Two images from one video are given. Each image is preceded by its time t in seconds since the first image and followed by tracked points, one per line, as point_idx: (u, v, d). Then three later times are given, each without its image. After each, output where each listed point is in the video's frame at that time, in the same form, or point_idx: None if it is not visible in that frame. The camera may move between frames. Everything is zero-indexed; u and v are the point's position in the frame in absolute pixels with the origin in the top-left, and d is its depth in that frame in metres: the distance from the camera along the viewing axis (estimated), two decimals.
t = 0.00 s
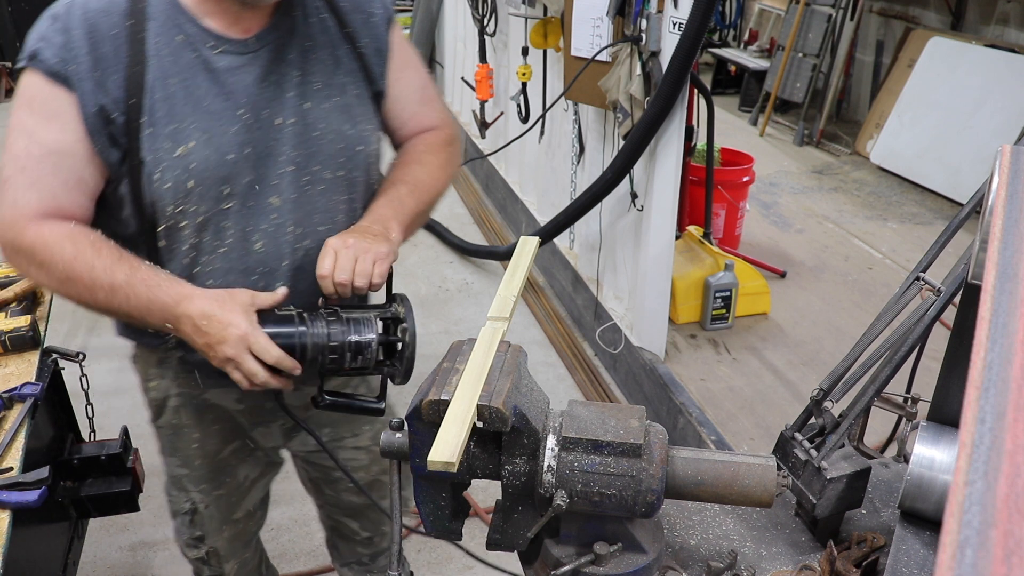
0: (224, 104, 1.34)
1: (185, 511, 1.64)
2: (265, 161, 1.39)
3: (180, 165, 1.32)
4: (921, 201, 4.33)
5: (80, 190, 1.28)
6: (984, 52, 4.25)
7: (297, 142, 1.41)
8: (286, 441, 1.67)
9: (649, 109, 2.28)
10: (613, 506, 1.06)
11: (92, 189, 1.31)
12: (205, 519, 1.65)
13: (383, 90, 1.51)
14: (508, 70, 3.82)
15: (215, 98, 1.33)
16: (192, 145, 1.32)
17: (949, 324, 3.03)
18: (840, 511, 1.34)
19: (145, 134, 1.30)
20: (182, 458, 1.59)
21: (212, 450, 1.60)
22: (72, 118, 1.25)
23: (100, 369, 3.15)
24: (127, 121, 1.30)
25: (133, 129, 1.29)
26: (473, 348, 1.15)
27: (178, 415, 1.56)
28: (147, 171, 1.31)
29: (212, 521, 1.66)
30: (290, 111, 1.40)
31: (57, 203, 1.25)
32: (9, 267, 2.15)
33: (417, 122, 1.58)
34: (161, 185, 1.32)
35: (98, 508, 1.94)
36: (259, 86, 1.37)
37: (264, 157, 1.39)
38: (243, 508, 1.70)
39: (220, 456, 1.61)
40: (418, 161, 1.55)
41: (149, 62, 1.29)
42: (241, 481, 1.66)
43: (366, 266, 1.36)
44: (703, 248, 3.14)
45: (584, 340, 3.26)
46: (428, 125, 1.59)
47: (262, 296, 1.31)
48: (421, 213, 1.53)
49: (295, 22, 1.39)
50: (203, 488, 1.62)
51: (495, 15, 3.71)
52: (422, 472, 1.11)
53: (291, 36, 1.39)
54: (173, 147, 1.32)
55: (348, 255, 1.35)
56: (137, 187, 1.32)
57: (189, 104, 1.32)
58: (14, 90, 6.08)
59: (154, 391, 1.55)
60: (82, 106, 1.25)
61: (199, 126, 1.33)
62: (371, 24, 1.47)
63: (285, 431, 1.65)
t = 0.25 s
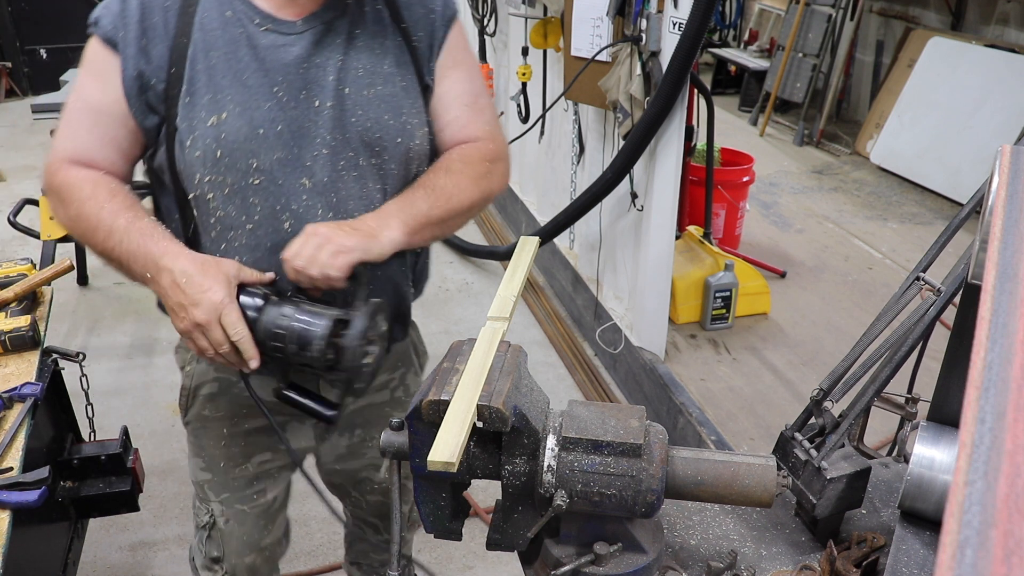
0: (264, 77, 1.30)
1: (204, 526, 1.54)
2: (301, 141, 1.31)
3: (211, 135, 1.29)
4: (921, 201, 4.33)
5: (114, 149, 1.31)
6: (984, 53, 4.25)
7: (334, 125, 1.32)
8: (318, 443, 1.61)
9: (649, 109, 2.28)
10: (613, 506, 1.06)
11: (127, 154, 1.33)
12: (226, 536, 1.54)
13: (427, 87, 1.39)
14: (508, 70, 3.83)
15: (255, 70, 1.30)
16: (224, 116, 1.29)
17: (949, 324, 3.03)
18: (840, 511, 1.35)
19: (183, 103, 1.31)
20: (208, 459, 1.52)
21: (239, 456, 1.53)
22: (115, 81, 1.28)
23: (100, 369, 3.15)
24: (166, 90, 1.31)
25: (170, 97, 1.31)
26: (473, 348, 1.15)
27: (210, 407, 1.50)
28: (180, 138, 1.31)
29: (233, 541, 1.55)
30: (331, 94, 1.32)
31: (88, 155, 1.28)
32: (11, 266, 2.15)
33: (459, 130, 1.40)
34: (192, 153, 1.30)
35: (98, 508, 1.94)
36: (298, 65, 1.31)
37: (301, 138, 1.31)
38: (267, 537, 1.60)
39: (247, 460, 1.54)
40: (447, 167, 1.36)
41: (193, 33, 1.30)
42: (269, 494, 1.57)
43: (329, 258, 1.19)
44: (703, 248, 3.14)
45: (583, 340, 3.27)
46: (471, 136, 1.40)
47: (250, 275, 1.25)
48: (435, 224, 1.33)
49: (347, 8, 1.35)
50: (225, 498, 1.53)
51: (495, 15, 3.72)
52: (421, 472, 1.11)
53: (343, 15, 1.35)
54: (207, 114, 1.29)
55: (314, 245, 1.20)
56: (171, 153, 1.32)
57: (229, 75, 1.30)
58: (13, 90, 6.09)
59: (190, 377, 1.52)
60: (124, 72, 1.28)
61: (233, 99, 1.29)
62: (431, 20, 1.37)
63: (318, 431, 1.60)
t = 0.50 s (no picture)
0: (276, 75, 1.25)
1: (227, 538, 1.50)
2: (312, 142, 1.25)
3: (220, 134, 1.25)
4: (921, 201, 4.33)
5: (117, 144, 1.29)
6: (984, 52, 4.25)
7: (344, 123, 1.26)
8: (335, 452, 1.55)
9: (649, 109, 2.28)
10: (613, 506, 1.06)
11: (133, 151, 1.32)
12: (250, 546, 1.51)
13: (441, 88, 1.34)
14: (508, 70, 3.83)
15: (266, 68, 1.25)
16: (234, 115, 1.25)
17: (949, 324, 3.03)
18: (840, 511, 1.35)
19: (192, 101, 1.27)
20: (229, 469, 1.47)
21: (260, 467, 1.47)
22: (127, 77, 1.26)
23: (100, 369, 3.15)
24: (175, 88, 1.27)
25: (178, 96, 1.27)
26: (473, 348, 1.15)
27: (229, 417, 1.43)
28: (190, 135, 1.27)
29: (257, 551, 1.52)
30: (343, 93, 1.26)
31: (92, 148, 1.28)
32: (10, 266, 2.15)
33: (467, 132, 1.32)
34: (200, 152, 1.26)
35: (98, 509, 1.94)
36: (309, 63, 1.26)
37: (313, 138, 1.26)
38: (290, 547, 1.56)
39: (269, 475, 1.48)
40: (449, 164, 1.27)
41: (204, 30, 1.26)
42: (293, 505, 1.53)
43: (288, 227, 1.13)
44: (703, 248, 3.14)
45: (584, 340, 3.27)
46: (482, 139, 1.31)
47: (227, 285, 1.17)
48: (428, 221, 1.24)
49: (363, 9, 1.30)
50: (249, 508, 1.49)
51: (495, 15, 3.72)
52: (421, 473, 1.11)
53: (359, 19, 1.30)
54: (217, 113, 1.25)
55: (279, 215, 1.14)
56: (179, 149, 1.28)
57: (240, 72, 1.25)
58: (13, 90, 6.09)
59: (207, 387, 1.43)
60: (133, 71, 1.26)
61: (242, 96, 1.25)
62: (450, 21, 1.33)
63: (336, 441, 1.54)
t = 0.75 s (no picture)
0: (268, 114, 1.14)
1: None
2: (314, 180, 1.15)
3: (214, 185, 1.12)
4: (921, 201, 4.33)
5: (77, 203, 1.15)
6: (984, 52, 4.25)
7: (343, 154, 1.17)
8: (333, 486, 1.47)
9: (649, 109, 2.28)
10: (613, 506, 1.06)
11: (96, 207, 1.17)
12: None
13: (443, 102, 1.31)
14: (508, 70, 3.83)
15: (257, 107, 1.14)
16: (228, 163, 1.12)
17: (949, 324, 3.03)
18: (840, 511, 1.35)
19: (171, 151, 1.13)
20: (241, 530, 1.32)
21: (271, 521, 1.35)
22: (90, 134, 1.12)
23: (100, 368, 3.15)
24: (146, 139, 1.13)
25: (154, 145, 1.12)
26: (473, 348, 1.15)
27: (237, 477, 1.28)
28: (178, 193, 1.13)
29: None
30: (343, 118, 1.17)
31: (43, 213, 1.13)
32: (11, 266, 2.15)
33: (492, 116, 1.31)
34: (191, 212, 1.13)
35: (98, 508, 1.94)
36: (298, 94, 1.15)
37: (316, 172, 1.15)
38: None
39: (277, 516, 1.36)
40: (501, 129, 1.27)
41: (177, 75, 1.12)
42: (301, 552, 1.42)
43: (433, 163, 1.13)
44: (703, 248, 3.15)
45: (584, 340, 3.27)
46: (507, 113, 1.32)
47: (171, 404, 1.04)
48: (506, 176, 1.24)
49: (348, 31, 1.19)
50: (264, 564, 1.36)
51: (495, 15, 3.72)
52: (422, 472, 1.11)
53: (344, 45, 1.18)
54: (206, 163, 1.12)
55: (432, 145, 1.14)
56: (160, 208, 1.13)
57: (224, 112, 1.13)
58: (13, 89, 6.10)
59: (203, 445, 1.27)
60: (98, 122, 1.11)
61: (232, 138, 1.13)
62: (434, 30, 1.28)
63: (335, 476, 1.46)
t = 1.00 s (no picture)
0: (255, 135, 1.15)
1: None
2: (308, 197, 1.20)
3: (214, 223, 1.11)
4: (921, 201, 4.33)
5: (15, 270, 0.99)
6: (984, 52, 4.25)
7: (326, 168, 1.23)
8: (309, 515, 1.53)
9: (649, 109, 2.28)
10: (613, 506, 1.06)
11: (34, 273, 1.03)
12: None
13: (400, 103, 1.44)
14: (508, 70, 3.83)
15: (241, 131, 1.14)
16: (224, 196, 1.12)
17: (949, 324, 3.03)
18: (840, 511, 1.35)
19: (153, 193, 1.08)
20: None
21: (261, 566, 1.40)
22: (51, 186, 1.03)
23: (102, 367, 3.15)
24: (121, 187, 1.06)
25: (131, 193, 1.06)
26: (473, 348, 1.15)
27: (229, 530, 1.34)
28: (170, 238, 1.09)
29: None
30: (326, 132, 1.23)
31: None
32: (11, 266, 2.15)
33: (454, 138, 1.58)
34: (186, 257, 1.10)
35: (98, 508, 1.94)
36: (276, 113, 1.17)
37: (310, 191, 1.21)
38: None
39: (269, 558, 1.41)
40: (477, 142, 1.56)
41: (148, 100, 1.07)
42: None
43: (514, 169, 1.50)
44: (703, 248, 3.14)
45: (583, 340, 3.27)
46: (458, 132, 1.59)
47: (156, 513, 0.93)
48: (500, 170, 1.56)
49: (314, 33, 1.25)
50: None
51: (495, 15, 3.72)
52: (421, 473, 1.11)
53: (314, 52, 1.23)
54: (201, 202, 1.10)
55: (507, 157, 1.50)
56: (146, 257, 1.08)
57: (207, 142, 1.11)
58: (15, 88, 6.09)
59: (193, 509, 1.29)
60: (65, 170, 1.02)
61: (222, 171, 1.12)
62: (385, 30, 1.39)
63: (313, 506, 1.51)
